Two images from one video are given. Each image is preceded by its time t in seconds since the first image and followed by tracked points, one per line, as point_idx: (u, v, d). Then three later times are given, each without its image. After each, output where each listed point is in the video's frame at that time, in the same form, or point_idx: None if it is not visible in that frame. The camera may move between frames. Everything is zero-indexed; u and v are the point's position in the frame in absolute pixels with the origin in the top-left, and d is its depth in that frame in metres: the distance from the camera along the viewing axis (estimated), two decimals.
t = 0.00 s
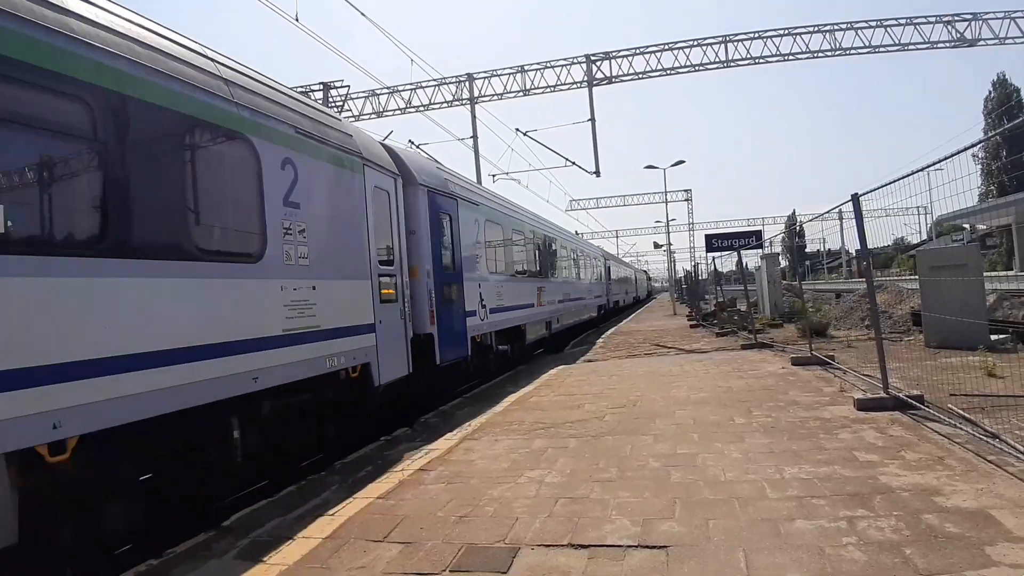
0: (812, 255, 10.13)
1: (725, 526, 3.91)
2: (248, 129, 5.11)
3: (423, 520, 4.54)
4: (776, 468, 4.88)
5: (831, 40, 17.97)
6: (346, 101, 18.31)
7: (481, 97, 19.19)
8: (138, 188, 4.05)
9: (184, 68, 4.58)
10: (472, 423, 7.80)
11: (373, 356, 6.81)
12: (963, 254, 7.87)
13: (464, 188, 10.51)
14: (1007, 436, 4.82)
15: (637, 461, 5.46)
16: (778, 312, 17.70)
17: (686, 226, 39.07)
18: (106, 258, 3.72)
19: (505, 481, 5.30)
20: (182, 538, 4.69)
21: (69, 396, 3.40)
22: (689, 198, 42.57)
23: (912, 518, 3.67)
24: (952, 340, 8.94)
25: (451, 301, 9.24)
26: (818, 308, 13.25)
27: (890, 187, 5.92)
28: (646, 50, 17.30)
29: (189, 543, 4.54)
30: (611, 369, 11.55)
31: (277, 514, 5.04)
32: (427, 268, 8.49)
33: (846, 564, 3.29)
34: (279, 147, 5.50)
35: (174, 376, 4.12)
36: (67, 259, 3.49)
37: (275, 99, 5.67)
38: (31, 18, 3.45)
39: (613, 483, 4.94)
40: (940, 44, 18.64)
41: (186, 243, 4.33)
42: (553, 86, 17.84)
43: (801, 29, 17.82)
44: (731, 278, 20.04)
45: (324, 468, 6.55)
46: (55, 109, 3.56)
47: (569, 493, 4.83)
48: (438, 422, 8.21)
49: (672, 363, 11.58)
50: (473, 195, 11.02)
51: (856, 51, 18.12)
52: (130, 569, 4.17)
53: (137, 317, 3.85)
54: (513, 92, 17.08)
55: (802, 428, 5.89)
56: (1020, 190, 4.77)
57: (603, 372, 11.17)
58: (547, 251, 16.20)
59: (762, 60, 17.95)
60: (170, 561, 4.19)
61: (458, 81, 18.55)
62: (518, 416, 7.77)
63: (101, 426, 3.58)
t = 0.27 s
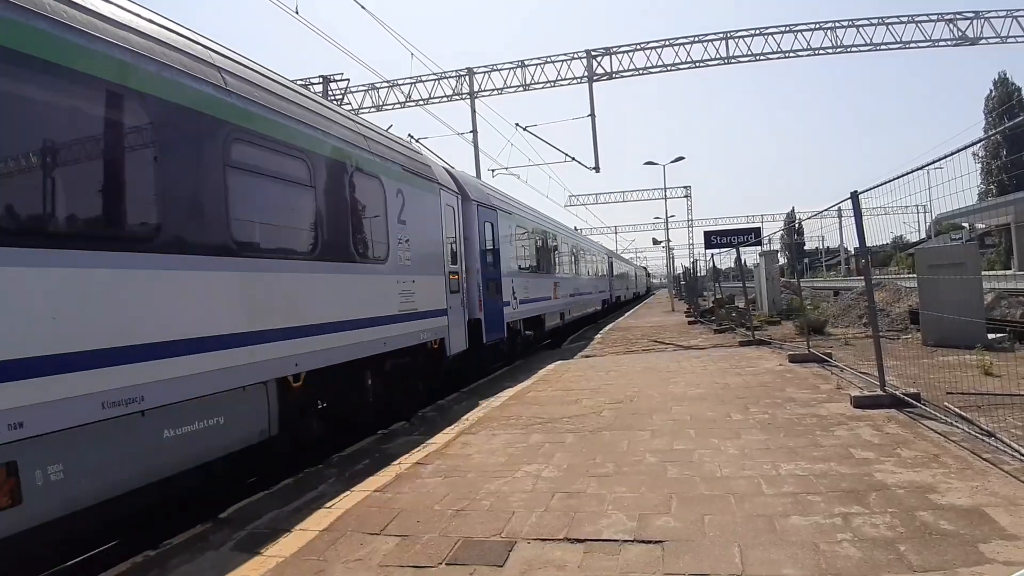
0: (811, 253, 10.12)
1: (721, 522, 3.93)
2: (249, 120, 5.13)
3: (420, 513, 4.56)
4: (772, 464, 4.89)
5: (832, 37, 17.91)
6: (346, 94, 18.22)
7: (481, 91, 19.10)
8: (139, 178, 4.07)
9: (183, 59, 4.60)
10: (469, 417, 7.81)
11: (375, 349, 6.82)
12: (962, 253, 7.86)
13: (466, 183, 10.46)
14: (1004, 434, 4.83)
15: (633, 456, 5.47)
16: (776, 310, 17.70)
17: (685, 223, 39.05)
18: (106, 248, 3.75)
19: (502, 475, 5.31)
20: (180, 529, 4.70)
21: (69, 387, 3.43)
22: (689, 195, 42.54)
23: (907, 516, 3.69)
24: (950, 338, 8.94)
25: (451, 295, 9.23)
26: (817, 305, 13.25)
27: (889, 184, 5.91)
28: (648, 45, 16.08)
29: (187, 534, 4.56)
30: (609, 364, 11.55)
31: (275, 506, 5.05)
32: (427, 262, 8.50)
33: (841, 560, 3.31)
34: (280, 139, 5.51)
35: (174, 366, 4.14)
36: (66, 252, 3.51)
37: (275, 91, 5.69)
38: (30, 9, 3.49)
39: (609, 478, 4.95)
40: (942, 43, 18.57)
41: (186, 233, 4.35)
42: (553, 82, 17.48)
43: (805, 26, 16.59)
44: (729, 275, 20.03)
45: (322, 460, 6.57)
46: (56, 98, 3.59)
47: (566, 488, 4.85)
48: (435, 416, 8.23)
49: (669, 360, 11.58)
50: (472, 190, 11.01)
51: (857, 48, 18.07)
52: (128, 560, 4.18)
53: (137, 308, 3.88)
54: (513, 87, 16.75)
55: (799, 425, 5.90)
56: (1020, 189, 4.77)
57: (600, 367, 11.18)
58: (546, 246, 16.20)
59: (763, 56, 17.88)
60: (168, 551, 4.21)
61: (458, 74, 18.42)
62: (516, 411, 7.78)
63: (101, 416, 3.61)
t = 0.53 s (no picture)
0: (810, 251, 10.14)
1: (718, 519, 3.95)
2: (247, 115, 5.14)
3: (418, 511, 4.58)
4: (769, 462, 4.92)
5: (831, 35, 17.91)
6: (345, 91, 18.18)
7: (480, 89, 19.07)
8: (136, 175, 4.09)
9: (181, 55, 4.60)
10: (468, 415, 7.84)
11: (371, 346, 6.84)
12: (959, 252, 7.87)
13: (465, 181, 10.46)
14: (999, 432, 4.86)
15: (632, 454, 5.49)
16: (774, 308, 17.73)
17: (684, 221, 39.08)
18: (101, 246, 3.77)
19: (501, 472, 5.33)
20: (179, 525, 4.72)
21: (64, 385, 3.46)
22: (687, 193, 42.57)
23: (903, 513, 3.71)
24: (946, 336, 8.96)
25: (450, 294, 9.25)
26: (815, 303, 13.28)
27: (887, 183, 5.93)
28: (645, 45, 15.79)
29: (186, 530, 4.58)
30: (607, 362, 11.58)
31: (274, 503, 5.07)
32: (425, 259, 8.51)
33: (837, 557, 3.33)
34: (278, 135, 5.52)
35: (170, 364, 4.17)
36: (63, 250, 3.55)
37: (273, 86, 5.69)
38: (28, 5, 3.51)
39: (608, 476, 4.97)
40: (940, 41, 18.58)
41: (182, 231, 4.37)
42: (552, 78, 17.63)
43: (802, 24, 16.58)
44: (728, 273, 20.05)
45: (321, 458, 6.59)
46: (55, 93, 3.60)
47: (564, 485, 4.87)
48: (434, 414, 8.25)
49: (668, 358, 11.61)
50: (471, 187, 11.02)
51: (856, 46, 18.08)
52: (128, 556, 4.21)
53: (133, 305, 3.90)
54: (512, 86, 16.55)
55: (797, 423, 5.93)
56: (1017, 188, 4.78)
57: (599, 365, 11.20)
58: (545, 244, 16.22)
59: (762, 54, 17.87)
60: (167, 548, 4.23)
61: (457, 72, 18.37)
62: (514, 409, 7.81)
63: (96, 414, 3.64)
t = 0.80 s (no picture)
0: (808, 253, 10.19)
1: (715, 519, 3.99)
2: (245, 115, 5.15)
3: (417, 511, 4.61)
4: (767, 462, 4.95)
5: (829, 37, 18.00)
6: (345, 91, 18.21)
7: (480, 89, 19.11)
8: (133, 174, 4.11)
9: (179, 53, 4.62)
10: (467, 416, 7.88)
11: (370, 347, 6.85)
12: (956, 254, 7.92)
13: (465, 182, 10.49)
14: (992, 433, 4.90)
15: (630, 454, 5.53)
16: (773, 309, 17.79)
17: (683, 223, 39.16)
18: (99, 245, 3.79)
19: (500, 473, 5.37)
20: (178, 525, 4.75)
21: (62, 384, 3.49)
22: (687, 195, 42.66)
23: (897, 512, 3.75)
24: (942, 338, 9.01)
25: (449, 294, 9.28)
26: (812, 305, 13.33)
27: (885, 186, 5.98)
28: (644, 45, 16.68)
29: (186, 529, 4.61)
30: (606, 363, 11.63)
31: (273, 503, 5.10)
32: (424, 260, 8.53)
33: (831, 556, 3.37)
34: (276, 134, 5.53)
35: (167, 363, 4.19)
36: (60, 250, 3.57)
37: (272, 86, 5.71)
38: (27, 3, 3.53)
39: (607, 477, 5.01)
40: (937, 44, 18.66)
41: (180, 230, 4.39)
42: (552, 79, 17.74)
43: (799, 25, 17.56)
44: (726, 274, 20.11)
45: (319, 458, 6.62)
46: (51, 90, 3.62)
47: (563, 486, 4.90)
48: (433, 415, 8.29)
49: (667, 359, 11.66)
50: (471, 188, 11.04)
51: (854, 48, 18.18)
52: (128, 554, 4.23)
53: (130, 304, 3.93)
54: (512, 86, 17.53)
55: (794, 424, 5.97)
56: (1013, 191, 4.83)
57: (597, 366, 11.25)
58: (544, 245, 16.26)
59: (762, 56, 17.95)
60: (167, 548, 4.25)
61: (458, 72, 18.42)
62: (513, 409, 7.85)
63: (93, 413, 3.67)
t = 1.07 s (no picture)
0: (806, 254, 10.21)
1: (712, 519, 4.00)
2: (243, 115, 5.17)
3: (415, 510, 4.62)
4: (764, 463, 4.97)
5: (828, 39, 18.06)
6: (344, 91, 18.23)
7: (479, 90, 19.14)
8: (133, 174, 4.12)
9: (178, 54, 4.63)
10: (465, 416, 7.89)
11: (368, 347, 6.88)
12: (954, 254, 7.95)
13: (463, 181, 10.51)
14: (988, 433, 4.92)
15: (628, 455, 5.54)
16: (771, 310, 17.82)
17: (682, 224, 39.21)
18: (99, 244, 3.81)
19: (498, 473, 5.38)
20: (176, 524, 4.75)
21: (63, 382, 3.51)
22: (686, 196, 42.71)
23: (892, 512, 3.77)
24: (939, 339, 9.04)
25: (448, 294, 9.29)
26: (810, 306, 13.35)
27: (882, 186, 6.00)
28: (644, 45, 16.95)
29: (184, 528, 4.62)
30: (605, 364, 11.63)
31: (271, 503, 5.11)
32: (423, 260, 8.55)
33: (827, 555, 3.38)
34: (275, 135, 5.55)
35: (166, 362, 4.21)
36: (61, 249, 3.59)
37: (271, 86, 5.72)
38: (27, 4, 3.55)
39: (604, 477, 5.02)
40: (936, 45, 18.71)
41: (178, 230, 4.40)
42: (551, 80, 17.74)
43: (800, 27, 17.99)
44: (725, 275, 20.13)
45: (318, 457, 6.63)
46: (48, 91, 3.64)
47: (561, 486, 4.92)
48: (432, 415, 8.30)
49: (665, 360, 11.67)
50: (470, 188, 11.06)
51: (852, 50, 18.23)
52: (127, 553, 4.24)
53: (129, 303, 3.94)
54: (511, 86, 17.89)
55: (791, 424, 5.98)
56: (1010, 191, 4.85)
57: (596, 367, 11.26)
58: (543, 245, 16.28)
59: (761, 58, 18.01)
60: (164, 547, 4.26)
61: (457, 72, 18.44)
62: (511, 410, 7.86)
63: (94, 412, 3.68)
